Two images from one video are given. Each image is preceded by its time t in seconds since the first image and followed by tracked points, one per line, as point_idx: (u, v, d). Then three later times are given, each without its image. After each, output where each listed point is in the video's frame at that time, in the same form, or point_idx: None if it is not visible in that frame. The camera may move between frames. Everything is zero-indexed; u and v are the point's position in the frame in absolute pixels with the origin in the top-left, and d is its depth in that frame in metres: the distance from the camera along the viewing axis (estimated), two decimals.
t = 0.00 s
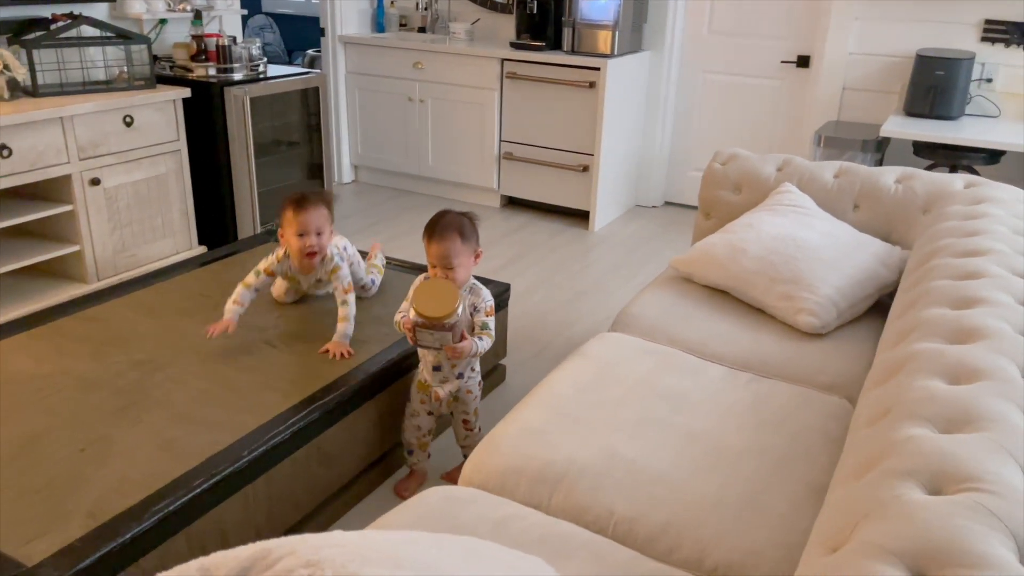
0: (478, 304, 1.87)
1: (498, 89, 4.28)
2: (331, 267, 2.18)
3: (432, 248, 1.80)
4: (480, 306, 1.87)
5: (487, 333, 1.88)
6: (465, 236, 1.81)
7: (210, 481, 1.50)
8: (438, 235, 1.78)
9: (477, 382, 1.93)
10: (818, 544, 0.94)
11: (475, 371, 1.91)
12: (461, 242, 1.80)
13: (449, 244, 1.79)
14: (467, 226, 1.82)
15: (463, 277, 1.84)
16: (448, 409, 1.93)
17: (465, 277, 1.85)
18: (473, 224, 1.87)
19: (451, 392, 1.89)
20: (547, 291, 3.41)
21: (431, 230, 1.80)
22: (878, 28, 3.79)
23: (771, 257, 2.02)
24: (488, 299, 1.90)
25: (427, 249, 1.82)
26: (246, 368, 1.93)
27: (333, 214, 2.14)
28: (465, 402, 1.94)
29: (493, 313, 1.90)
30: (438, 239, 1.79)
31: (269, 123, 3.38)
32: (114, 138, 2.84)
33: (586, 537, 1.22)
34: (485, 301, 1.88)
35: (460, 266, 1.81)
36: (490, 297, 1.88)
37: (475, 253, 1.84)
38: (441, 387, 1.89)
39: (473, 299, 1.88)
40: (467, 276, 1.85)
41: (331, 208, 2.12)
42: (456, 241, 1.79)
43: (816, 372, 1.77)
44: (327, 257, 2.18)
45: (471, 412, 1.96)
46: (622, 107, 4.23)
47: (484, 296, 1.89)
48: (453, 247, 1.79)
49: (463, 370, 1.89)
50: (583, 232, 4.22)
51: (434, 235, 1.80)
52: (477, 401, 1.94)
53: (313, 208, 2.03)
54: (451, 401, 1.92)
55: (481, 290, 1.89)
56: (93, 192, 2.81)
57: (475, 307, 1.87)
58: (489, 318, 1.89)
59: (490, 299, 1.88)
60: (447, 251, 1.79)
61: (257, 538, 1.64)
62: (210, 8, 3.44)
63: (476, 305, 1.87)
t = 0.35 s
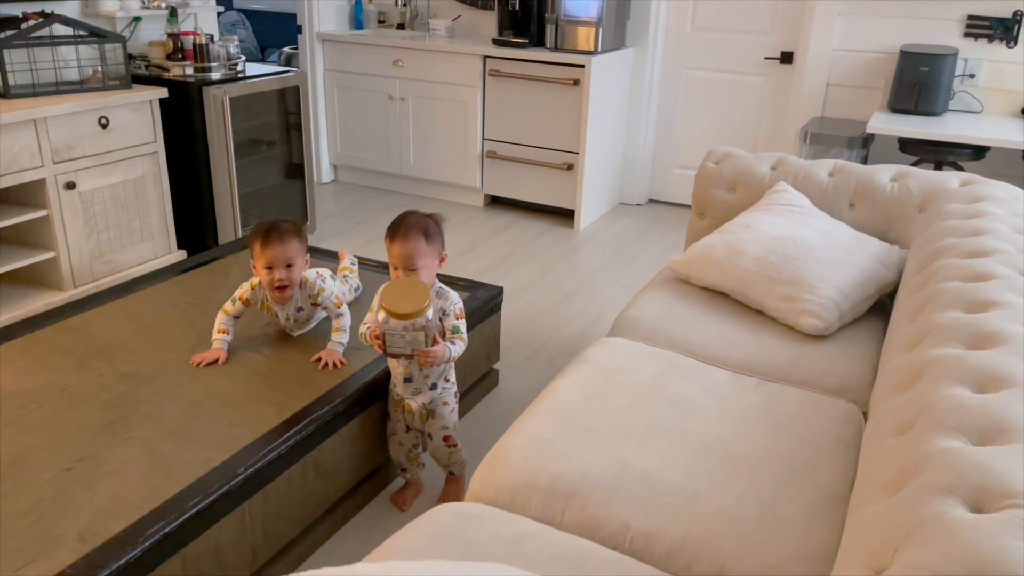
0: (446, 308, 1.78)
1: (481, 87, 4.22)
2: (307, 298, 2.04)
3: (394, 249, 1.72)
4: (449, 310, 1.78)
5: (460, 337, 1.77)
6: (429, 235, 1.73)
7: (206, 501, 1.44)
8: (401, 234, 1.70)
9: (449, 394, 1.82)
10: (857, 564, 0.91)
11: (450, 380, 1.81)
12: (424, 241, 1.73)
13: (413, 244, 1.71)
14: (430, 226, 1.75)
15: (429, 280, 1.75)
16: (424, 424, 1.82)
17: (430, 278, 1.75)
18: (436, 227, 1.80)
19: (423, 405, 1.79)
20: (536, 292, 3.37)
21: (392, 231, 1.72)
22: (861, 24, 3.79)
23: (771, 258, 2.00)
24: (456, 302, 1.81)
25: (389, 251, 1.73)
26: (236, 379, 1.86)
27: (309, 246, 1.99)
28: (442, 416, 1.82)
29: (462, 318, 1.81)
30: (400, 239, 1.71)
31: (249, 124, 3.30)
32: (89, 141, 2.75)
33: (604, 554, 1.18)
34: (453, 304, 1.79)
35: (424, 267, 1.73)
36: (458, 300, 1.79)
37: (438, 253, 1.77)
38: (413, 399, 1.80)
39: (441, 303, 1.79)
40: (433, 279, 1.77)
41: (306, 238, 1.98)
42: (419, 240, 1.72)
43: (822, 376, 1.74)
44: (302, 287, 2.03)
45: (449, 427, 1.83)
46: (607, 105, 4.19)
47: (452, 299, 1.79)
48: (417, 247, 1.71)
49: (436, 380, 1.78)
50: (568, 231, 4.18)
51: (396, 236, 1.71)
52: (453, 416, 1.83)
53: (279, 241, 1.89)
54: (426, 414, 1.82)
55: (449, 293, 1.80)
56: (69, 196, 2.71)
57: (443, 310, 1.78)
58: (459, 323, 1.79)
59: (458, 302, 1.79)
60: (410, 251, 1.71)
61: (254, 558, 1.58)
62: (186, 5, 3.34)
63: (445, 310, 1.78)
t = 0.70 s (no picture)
0: (462, 329, 1.71)
1: (484, 82, 4.21)
2: (315, 298, 2.03)
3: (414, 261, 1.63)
4: (466, 331, 1.71)
5: (472, 361, 1.70)
6: (452, 252, 1.64)
7: (225, 500, 1.43)
8: (422, 250, 1.62)
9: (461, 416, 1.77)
10: (897, 564, 0.91)
11: (465, 403, 1.76)
12: (446, 257, 1.63)
13: (433, 260, 1.62)
14: (455, 241, 1.65)
15: (446, 298, 1.67)
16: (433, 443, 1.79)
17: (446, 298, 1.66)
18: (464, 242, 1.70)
19: (434, 424, 1.75)
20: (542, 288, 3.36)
21: (415, 243, 1.63)
22: (865, 20, 3.79)
23: (784, 255, 2.00)
24: (476, 324, 1.72)
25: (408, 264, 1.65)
26: (249, 377, 1.85)
27: (309, 247, 1.99)
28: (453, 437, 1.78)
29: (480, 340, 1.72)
30: (421, 253, 1.62)
31: (252, 119, 3.28)
32: (94, 136, 2.73)
33: (632, 553, 1.18)
34: (471, 325, 1.71)
35: (443, 286, 1.64)
36: (477, 321, 1.72)
37: (459, 272, 1.67)
38: (424, 417, 1.77)
39: (457, 323, 1.71)
40: (451, 298, 1.68)
41: (306, 239, 1.98)
42: (440, 256, 1.62)
43: (838, 373, 1.74)
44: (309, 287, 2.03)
45: (460, 449, 1.80)
46: (610, 100, 4.18)
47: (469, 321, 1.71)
48: (437, 262, 1.62)
49: (448, 402, 1.73)
50: (571, 227, 4.17)
51: (418, 250, 1.63)
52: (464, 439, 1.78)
53: (277, 243, 1.90)
54: (437, 433, 1.79)
55: (468, 313, 1.72)
56: (73, 191, 2.70)
57: (459, 330, 1.71)
58: (475, 345, 1.71)
59: (477, 323, 1.71)
60: (430, 267, 1.62)
61: (271, 556, 1.58)
62: None
63: (461, 330, 1.71)
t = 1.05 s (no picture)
0: (497, 344, 1.60)
1: (500, 73, 4.21)
2: (340, 285, 2.05)
3: (454, 279, 1.48)
4: (500, 346, 1.60)
5: (506, 378, 1.61)
6: (495, 268, 1.50)
7: (260, 482, 1.46)
8: (464, 269, 1.47)
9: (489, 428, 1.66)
10: (937, 550, 0.93)
11: (491, 416, 1.66)
12: (489, 274, 1.50)
13: (476, 279, 1.48)
14: (495, 254, 1.52)
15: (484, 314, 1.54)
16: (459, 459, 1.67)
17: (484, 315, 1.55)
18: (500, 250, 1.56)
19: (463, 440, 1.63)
20: (559, 278, 3.36)
21: (456, 259, 1.48)
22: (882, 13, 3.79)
23: (808, 247, 2.01)
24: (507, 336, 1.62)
25: (446, 280, 1.50)
26: (277, 363, 1.87)
27: (333, 234, 2.00)
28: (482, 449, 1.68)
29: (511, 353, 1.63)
30: (464, 270, 1.47)
31: (272, 109, 3.29)
32: (118, 124, 2.75)
33: (666, 537, 1.20)
34: (505, 340, 1.61)
35: (483, 304, 1.51)
36: (510, 334, 1.61)
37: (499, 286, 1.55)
38: (449, 433, 1.63)
39: (492, 337, 1.60)
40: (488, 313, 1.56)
41: (330, 226, 1.99)
42: (484, 273, 1.49)
43: (862, 364, 1.76)
44: (334, 275, 2.05)
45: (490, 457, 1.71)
46: (626, 92, 4.18)
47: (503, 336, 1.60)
48: (480, 281, 1.49)
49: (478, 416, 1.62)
50: (586, 218, 4.18)
51: (458, 267, 1.48)
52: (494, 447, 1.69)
53: (300, 230, 1.91)
54: (462, 448, 1.67)
55: (501, 326, 1.60)
56: (97, 179, 2.72)
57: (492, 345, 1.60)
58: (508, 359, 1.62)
59: (510, 336, 1.61)
60: (473, 287, 1.48)
61: (302, 539, 1.60)
62: None
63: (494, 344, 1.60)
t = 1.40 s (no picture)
0: (494, 350, 1.49)
1: (525, 61, 4.22)
2: (372, 271, 2.07)
3: (439, 297, 1.36)
4: (497, 352, 1.49)
5: (508, 386, 1.50)
6: (482, 277, 1.38)
7: (296, 458, 1.49)
8: (448, 283, 1.35)
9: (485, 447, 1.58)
10: (972, 532, 0.94)
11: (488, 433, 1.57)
12: (476, 287, 1.38)
13: (463, 293, 1.36)
14: (481, 263, 1.39)
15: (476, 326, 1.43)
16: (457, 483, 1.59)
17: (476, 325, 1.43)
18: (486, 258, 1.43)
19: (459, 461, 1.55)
20: (583, 266, 3.38)
21: (439, 274, 1.36)
22: (912, 4, 3.76)
23: (837, 237, 2.01)
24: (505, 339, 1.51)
25: (429, 297, 1.38)
26: (309, 344, 1.90)
27: (367, 220, 2.02)
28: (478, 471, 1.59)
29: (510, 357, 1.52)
30: (448, 287, 1.35)
31: (300, 94, 3.33)
32: (150, 108, 2.79)
33: (698, 518, 1.22)
34: (502, 345, 1.49)
35: (474, 317, 1.39)
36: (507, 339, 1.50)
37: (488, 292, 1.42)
38: (446, 453, 1.56)
39: (488, 345, 1.49)
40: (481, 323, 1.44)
41: (365, 211, 2.01)
42: (470, 286, 1.37)
43: (890, 354, 1.76)
44: (366, 261, 2.07)
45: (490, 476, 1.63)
46: (650, 81, 4.18)
47: (500, 342, 1.49)
48: (467, 296, 1.36)
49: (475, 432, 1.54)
50: (609, 207, 4.18)
51: (441, 283, 1.36)
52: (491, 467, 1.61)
53: (334, 213, 1.92)
54: (461, 471, 1.58)
55: (496, 332, 1.49)
56: (130, 161, 2.76)
57: (489, 352, 1.49)
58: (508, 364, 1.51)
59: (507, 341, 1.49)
60: (459, 301, 1.36)
61: (335, 515, 1.63)
62: None
63: (491, 351, 1.49)
